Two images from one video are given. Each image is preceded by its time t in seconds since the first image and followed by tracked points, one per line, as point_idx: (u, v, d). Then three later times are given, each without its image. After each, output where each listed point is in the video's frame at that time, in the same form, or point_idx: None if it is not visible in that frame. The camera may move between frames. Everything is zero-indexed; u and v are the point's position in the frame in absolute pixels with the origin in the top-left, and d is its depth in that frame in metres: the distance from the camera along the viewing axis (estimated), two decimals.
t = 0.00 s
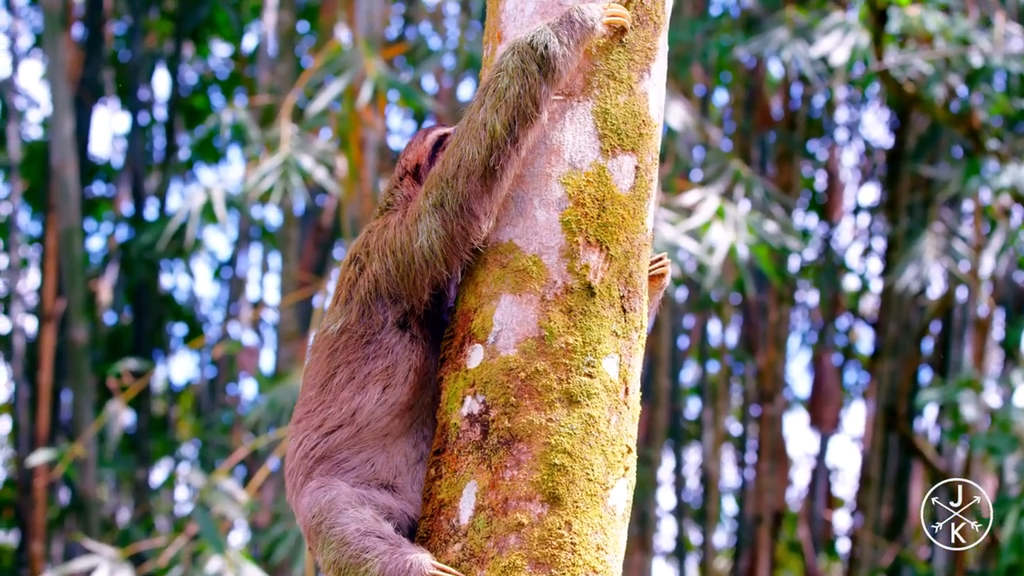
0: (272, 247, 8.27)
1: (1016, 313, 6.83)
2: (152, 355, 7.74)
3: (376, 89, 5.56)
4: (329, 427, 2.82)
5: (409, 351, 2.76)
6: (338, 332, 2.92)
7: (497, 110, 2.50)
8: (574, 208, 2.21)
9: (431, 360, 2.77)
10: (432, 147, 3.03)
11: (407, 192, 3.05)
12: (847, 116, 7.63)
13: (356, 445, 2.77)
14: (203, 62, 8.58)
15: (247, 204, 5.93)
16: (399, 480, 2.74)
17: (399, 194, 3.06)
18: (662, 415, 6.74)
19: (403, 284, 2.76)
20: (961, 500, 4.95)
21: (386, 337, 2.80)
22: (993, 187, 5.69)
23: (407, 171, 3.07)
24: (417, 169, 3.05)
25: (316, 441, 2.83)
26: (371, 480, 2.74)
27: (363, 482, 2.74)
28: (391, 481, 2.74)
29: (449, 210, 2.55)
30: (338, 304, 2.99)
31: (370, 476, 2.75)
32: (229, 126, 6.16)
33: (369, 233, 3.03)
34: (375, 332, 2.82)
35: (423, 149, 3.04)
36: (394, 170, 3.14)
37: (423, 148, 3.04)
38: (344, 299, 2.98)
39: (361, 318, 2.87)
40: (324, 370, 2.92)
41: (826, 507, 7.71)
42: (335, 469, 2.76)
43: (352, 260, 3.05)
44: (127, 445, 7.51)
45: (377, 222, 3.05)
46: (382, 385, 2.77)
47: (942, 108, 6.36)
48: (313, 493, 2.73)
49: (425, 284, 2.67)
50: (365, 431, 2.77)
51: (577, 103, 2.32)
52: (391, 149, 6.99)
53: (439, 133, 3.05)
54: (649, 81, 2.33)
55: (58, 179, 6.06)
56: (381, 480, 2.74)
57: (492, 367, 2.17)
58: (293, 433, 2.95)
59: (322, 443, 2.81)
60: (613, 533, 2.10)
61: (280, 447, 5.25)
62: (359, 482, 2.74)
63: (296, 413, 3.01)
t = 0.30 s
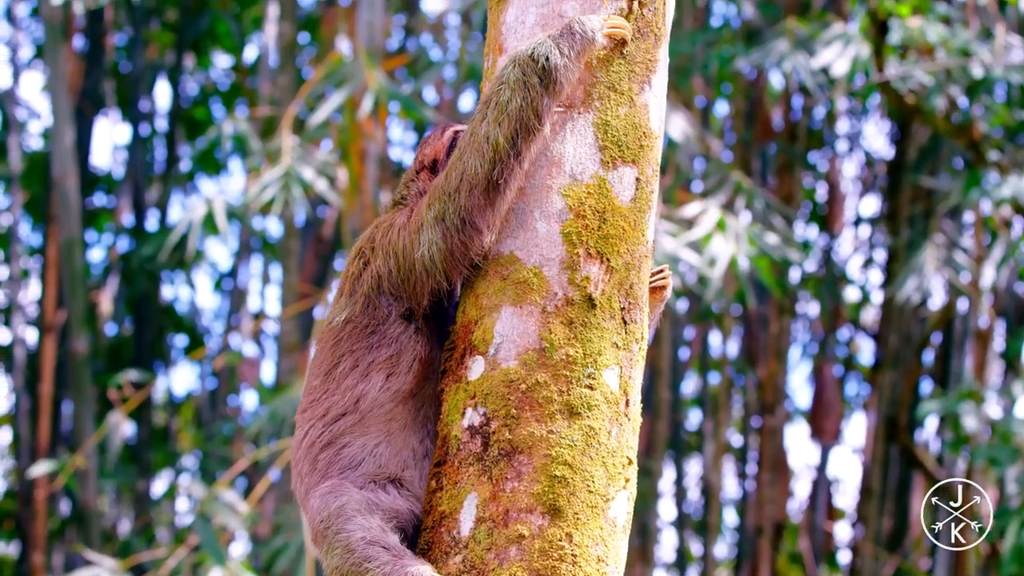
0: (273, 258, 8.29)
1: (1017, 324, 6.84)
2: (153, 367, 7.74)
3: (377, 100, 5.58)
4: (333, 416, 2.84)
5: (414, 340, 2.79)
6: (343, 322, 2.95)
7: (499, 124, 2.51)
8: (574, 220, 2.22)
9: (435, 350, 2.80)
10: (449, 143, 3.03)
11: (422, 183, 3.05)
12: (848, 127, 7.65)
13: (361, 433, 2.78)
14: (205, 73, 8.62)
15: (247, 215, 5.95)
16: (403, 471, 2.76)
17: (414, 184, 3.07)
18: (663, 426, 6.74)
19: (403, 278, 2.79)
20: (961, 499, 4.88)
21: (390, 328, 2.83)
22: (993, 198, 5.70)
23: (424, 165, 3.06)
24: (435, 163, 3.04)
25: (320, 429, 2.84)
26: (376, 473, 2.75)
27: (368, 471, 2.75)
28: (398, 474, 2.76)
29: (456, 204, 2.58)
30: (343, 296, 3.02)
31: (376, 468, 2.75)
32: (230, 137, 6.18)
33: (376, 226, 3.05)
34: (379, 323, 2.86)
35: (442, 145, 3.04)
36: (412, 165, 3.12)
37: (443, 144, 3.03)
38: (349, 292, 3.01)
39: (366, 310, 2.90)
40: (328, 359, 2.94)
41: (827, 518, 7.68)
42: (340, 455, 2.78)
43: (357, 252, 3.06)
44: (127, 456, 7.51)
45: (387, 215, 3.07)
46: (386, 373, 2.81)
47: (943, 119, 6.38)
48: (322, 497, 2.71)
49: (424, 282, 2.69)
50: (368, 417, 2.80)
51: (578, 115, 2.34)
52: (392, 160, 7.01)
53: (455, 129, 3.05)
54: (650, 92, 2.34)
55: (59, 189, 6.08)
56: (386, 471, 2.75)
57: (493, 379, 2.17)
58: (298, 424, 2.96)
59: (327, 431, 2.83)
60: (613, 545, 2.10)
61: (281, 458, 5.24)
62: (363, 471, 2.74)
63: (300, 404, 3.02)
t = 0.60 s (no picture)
0: (274, 271, 8.31)
1: (1017, 336, 6.84)
2: (154, 379, 7.75)
3: (377, 113, 5.60)
4: (344, 409, 2.90)
5: (420, 330, 2.83)
6: (349, 318, 3.01)
7: (502, 138, 2.53)
8: (575, 232, 2.23)
9: (440, 339, 2.83)
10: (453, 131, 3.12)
11: (430, 173, 3.12)
12: (848, 139, 7.67)
13: (372, 423, 2.84)
14: (205, 86, 8.67)
15: (248, 228, 5.97)
16: (416, 463, 2.80)
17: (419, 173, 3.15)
18: (663, 438, 6.74)
19: (403, 276, 2.83)
20: (961, 501, 4.89)
21: (395, 321, 2.89)
22: (994, 211, 5.71)
23: (431, 154, 3.15)
24: (442, 151, 3.14)
25: (334, 421, 2.91)
26: (388, 464, 2.80)
27: (379, 462, 2.81)
28: (414, 467, 2.80)
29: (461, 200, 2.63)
30: (348, 291, 3.09)
31: (389, 460, 2.80)
32: (231, 150, 6.21)
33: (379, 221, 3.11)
34: (383, 318, 2.91)
35: (445, 134, 3.14)
36: (418, 153, 3.22)
37: (445, 133, 3.13)
38: (352, 289, 3.07)
39: (370, 307, 2.95)
40: (337, 354, 3.01)
41: (827, 531, 7.66)
42: (352, 446, 2.84)
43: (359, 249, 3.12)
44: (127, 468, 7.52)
45: (391, 209, 3.12)
46: (393, 364, 2.86)
47: (943, 131, 6.40)
48: (341, 497, 2.75)
49: (423, 283, 2.72)
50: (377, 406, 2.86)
51: (578, 127, 2.35)
52: (392, 173, 7.04)
53: (458, 117, 3.14)
54: (650, 105, 2.35)
55: (60, 201, 6.09)
56: (400, 461, 2.80)
57: (493, 392, 2.18)
58: (314, 417, 3.04)
59: (340, 422, 2.90)
60: (613, 558, 2.11)
61: (282, 470, 5.24)
62: (374, 462, 2.80)
63: (316, 397, 3.10)
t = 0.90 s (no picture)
0: (274, 285, 8.32)
1: (1018, 349, 6.85)
2: (154, 393, 7.76)
3: (378, 127, 5.63)
4: (355, 408, 2.96)
5: (422, 328, 2.85)
6: (353, 320, 3.05)
7: (505, 154, 2.55)
8: (575, 247, 2.24)
9: (445, 339, 2.84)
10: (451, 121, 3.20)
11: (427, 164, 3.19)
12: (848, 153, 7.70)
13: (382, 422, 2.86)
14: (206, 100, 8.72)
15: (249, 242, 5.99)
16: (429, 461, 2.79)
17: (417, 167, 3.22)
18: (664, 452, 6.74)
19: (403, 281, 2.88)
20: (962, 502, 4.89)
21: (399, 323, 2.92)
22: (995, 225, 5.72)
23: (430, 146, 3.22)
24: (440, 143, 3.20)
25: (345, 420, 2.97)
26: (398, 464, 2.81)
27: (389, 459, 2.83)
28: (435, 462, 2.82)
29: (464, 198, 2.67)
30: (350, 295, 3.13)
31: (399, 459, 2.81)
32: (232, 164, 6.24)
33: (380, 220, 3.16)
34: (385, 320, 2.96)
35: (444, 125, 3.22)
36: (416, 145, 3.30)
37: (444, 123, 3.21)
38: (355, 293, 3.12)
39: (371, 311, 3.01)
40: (344, 355, 3.06)
41: (828, 545, 7.62)
42: (362, 443, 2.89)
43: (360, 251, 3.17)
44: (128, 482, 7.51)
45: (391, 208, 3.17)
46: (399, 363, 2.88)
47: (943, 145, 6.42)
48: (355, 506, 2.81)
49: (422, 290, 2.75)
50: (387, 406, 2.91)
51: (579, 142, 2.36)
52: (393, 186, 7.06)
53: (456, 108, 3.21)
54: (651, 119, 2.36)
55: (60, 216, 6.10)
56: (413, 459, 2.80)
57: (493, 406, 2.19)
58: (326, 416, 3.10)
59: (351, 421, 2.95)
60: (613, 571, 2.12)
61: (282, 484, 5.22)
62: (385, 460, 2.82)
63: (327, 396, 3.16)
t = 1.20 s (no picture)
0: (274, 299, 8.34)
1: (1017, 364, 6.86)
2: (154, 408, 7.76)
3: (378, 141, 5.65)
4: (366, 410, 2.98)
5: (425, 334, 2.88)
6: (355, 328, 3.08)
7: (508, 171, 2.57)
8: (575, 262, 2.25)
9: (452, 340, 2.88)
10: (435, 111, 3.25)
11: (412, 158, 3.24)
12: (848, 168, 7.72)
13: (394, 424, 2.89)
14: (206, 114, 8.77)
15: (249, 256, 6.01)
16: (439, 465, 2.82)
17: (404, 163, 3.26)
18: (664, 467, 6.73)
19: (403, 289, 2.91)
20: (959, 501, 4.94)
21: (403, 330, 2.94)
22: (995, 239, 5.74)
23: (414, 137, 3.29)
24: (425, 133, 3.26)
25: (355, 422, 3.00)
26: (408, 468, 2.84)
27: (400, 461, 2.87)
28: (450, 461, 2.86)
29: (467, 207, 2.71)
30: (350, 304, 3.14)
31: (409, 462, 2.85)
32: (232, 178, 6.26)
33: (375, 224, 3.17)
34: (389, 326, 2.98)
35: (428, 116, 3.26)
36: (401, 136, 3.36)
37: (426, 115, 3.27)
38: (355, 300, 3.12)
39: (372, 319, 3.03)
40: (350, 361, 3.09)
41: (827, 560, 7.63)
42: (373, 445, 2.91)
43: (357, 255, 3.18)
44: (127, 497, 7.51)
45: (383, 211, 3.19)
46: (409, 363, 2.89)
47: (943, 160, 6.44)
48: (366, 513, 2.85)
49: (422, 302, 2.79)
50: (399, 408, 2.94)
51: (580, 159, 2.37)
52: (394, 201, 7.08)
53: (440, 98, 3.27)
54: (651, 135, 2.37)
55: (60, 230, 6.11)
56: (422, 462, 2.82)
57: (494, 421, 2.19)
58: (336, 419, 3.13)
59: (362, 422, 2.98)
60: None
61: (282, 498, 5.22)
62: (396, 463, 2.84)
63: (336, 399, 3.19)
